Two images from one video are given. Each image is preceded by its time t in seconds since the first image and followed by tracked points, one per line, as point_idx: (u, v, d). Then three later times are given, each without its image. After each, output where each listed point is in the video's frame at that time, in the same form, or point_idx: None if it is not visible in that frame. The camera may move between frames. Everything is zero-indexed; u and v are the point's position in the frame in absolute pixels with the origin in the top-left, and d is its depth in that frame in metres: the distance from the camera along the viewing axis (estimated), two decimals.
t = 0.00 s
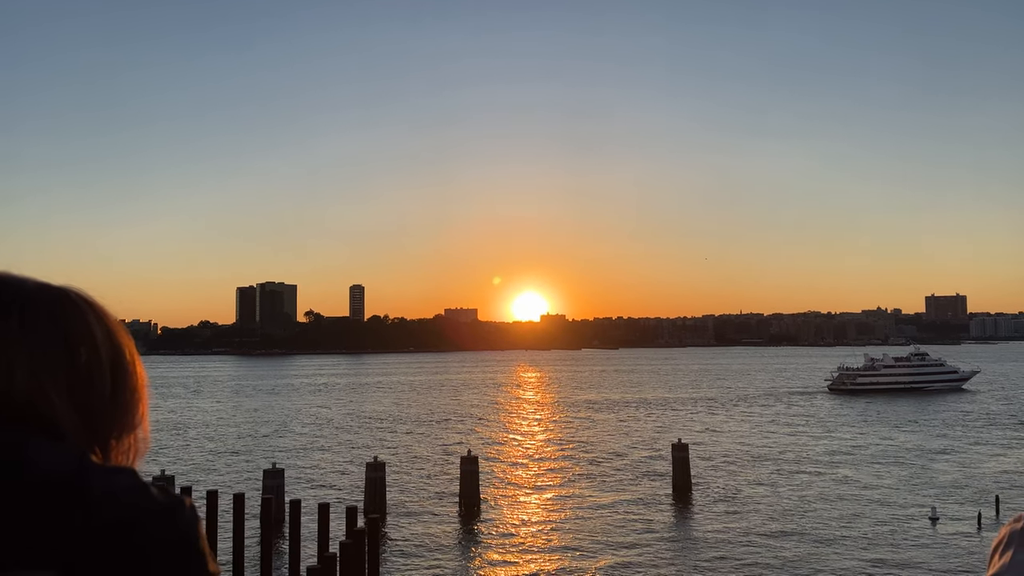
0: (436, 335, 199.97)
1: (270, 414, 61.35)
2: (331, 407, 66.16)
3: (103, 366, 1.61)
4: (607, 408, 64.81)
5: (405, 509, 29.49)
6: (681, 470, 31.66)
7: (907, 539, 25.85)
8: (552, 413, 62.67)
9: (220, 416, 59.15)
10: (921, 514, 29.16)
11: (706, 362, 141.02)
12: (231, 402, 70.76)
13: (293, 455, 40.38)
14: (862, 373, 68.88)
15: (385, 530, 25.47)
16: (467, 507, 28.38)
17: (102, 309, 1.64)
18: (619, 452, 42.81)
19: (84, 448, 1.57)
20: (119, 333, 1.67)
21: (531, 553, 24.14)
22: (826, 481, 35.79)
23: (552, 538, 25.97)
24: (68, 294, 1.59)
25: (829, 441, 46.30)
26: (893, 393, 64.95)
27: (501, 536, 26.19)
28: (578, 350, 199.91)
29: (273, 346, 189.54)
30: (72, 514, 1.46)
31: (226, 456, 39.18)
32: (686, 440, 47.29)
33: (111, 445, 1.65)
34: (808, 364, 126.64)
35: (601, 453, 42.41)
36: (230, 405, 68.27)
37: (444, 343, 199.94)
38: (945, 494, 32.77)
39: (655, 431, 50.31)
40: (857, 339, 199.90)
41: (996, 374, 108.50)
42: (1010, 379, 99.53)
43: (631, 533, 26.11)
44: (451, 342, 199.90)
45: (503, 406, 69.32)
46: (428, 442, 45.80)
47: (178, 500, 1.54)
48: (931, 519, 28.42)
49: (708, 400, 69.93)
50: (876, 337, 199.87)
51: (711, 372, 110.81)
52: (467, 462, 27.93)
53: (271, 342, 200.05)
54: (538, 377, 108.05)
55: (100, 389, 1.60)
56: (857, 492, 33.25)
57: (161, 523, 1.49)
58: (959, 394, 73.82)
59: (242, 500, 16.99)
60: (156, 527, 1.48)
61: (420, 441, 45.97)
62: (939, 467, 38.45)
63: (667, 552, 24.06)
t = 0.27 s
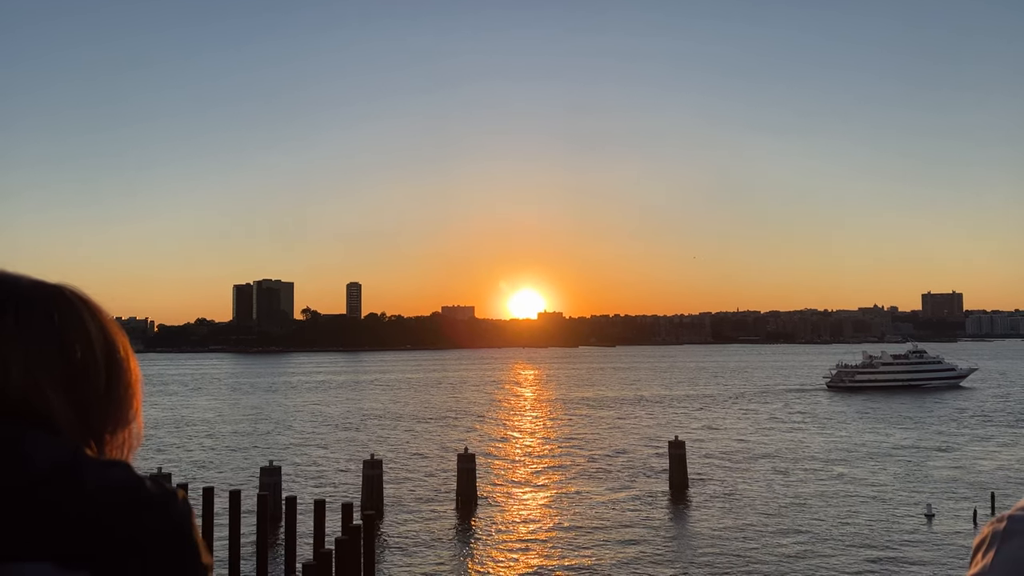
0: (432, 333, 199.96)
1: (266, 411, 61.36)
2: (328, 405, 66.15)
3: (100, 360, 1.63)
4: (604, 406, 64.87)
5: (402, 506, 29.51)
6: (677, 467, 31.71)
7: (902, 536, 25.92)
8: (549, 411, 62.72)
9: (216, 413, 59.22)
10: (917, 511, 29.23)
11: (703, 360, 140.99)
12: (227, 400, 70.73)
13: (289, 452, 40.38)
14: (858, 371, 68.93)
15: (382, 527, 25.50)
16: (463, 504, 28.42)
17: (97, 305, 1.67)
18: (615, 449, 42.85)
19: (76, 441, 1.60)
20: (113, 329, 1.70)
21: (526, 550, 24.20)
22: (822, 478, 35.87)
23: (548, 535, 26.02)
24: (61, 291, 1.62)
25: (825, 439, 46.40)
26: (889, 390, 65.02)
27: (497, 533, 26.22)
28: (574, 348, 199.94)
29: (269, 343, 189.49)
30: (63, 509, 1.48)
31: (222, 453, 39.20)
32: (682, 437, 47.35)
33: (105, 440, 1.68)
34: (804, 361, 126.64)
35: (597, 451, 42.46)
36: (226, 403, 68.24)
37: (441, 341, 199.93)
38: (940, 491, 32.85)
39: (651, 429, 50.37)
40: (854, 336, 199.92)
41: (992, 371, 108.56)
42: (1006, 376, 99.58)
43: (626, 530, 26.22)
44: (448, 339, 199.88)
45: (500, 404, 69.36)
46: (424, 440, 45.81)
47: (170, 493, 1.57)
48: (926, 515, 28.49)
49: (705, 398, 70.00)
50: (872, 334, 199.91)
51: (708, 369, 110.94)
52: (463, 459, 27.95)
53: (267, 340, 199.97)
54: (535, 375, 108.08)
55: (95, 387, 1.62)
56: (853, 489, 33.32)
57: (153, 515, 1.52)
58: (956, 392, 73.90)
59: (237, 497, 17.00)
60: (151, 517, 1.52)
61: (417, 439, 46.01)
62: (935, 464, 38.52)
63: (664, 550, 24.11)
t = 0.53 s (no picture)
0: (430, 330, 199.96)
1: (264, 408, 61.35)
2: (325, 403, 66.16)
3: (102, 360, 1.65)
4: (601, 403, 64.93)
5: (399, 504, 29.54)
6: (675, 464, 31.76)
7: (898, 533, 25.99)
8: (547, 408, 62.77)
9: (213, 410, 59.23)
10: (913, 508, 29.30)
11: (700, 357, 140.94)
12: (225, 397, 70.72)
13: (286, 449, 40.38)
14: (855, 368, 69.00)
15: (379, 524, 25.53)
16: (461, 501, 28.46)
17: (100, 305, 1.69)
18: (612, 446, 42.88)
19: (78, 437, 1.61)
20: (114, 326, 1.71)
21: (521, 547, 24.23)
22: (819, 475, 35.95)
23: (546, 533, 26.06)
24: (63, 289, 1.63)
25: (821, 436, 46.50)
26: (886, 388, 65.09)
27: (494, 531, 26.25)
28: (571, 345, 199.96)
29: (266, 340, 189.42)
30: (63, 506, 1.49)
31: (219, 451, 39.19)
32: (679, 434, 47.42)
33: (106, 437, 1.69)
34: (801, 358, 126.69)
35: (594, 448, 42.51)
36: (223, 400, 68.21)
37: (438, 338, 199.92)
38: (936, 488, 32.93)
39: (648, 426, 50.43)
40: (850, 333, 199.95)
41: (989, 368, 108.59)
42: (1003, 373, 99.61)
43: (623, 527, 26.26)
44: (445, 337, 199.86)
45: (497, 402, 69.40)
46: (421, 437, 45.83)
47: (171, 489, 1.59)
48: (922, 513, 28.56)
49: (702, 395, 70.07)
50: (869, 331, 199.94)
51: (706, 367, 110.99)
52: (461, 456, 27.97)
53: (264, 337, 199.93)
54: (532, 372, 108.10)
55: (98, 384, 1.64)
56: (850, 487, 33.39)
57: (155, 511, 1.53)
58: (952, 389, 74.03)
59: (235, 494, 17.00)
60: (151, 512, 1.53)
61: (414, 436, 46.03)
62: (931, 462, 38.61)
63: (660, 547, 24.15)
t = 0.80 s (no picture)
0: (427, 328, 199.95)
1: (261, 406, 61.35)
2: (323, 400, 66.20)
3: (100, 356, 1.68)
4: (598, 401, 64.97)
5: (397, 501, 29.59)
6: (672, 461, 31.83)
7: (894, 531, 26.07)
8: (544, 406, 62.83)
9: (212, 408, 59.25)
10: (909, 506, 29.39)
11: (697, 355, 140.98)
12: (222, 395, 70.71)
13: (283, 447, 40.39)
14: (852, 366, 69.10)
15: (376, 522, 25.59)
16: (458, 499, 28.51)
17: (97, 303, 1.73)
18: (609, 444, 42.96)
19: (70, 428, 1.63)
20: (111, 321, 1.76)
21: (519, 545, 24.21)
22: (815, 473, 36.07)
23: (544, 529, 26.12)
24: (58, 285, 1.67)
25: (818, 434, 46.58)
26: (882, 386, 65.16)
27: (492, 528, 26.36)
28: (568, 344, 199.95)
29: (264, 338, 189.48)
30: (59, 499, 1.53)
31: (216, 449, 39.15)
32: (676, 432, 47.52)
33: (103, 431, 1.73)
34: (798, 356, 126.72)
35: (591, 446, 42.57)
36: (221, 398, 68.22)
37: (435, 336, 199.91)
38: (932, 486, 33.04)
39: (646, 424, 50.50)
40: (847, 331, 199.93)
41: (986, 367, 108.64)
42: (1000, 372, 99.64)
43: (620, 525, 26.31)
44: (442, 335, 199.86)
45: (495, 399, 69.46)
46: (418, 435, 45.88)
47: (166, 483, 1.61)
48: (919, 510, 28.65)
49: (699, 393, 70.17)
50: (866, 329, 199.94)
51: (703, 365, 111.02)
52: (459, 454, 28.02)
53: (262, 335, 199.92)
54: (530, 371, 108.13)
55: (95, 380, 1.67)
56: (846, 484, 33.51)
57: (151, 504, 1.57)
58: (950, 387, 74.12)
59: (231, 491, 17.00)
60: (148, 505, 1.56)
61: (411, 434, 46.04)
62: (927, 459, 38.69)
63: (658, 544, 24.20)
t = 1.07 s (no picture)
0: (425, 327, 199.96)
1: (259, 404, 61.34)
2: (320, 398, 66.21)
3: (97, 354, 1.70)
4: (597, 399, 65.01)
5: (395, 499, 29.59)
6: (670, 459, 31.87)
7: (891, 529, 26.09)
8: (542, 404, 62.85)
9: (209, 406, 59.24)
10: (907, 504, 29.41)
11: (695, 353, 140.99)
12: (220, 392, 70.72)
13: (281, 445, 40.37)
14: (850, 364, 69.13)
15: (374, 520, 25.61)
16: (457, 497, 28.51)
17: (95, 300, 1.74)
18: (607, 442, 42.97)
19: (66, 427, 1.64)
20: (110, 321, 1.78)
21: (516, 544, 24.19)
22: (813, 471, 36.09)
23: (541, 527, 26.16)
24: (57, 283, 1.68)
25: (815, 432, 46.63)
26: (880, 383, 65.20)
27: (490, 526, 26.39)
28: (567, 342, 199.98)
29: (262, 337, 189.39)
30: (56, 495, 1.54)
31: (214, 447, 39.16)
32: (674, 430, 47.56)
33: (101, 429, 1.74)
34: (796, 354, 126.71)
35: (588, 444, 42.58)
36: (219, 396, 68.21)
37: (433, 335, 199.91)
38: (930, 484, 33.07)
39: (643, 422, 50.53)
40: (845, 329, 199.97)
41: (984, 365, 108.70)
42: (997, 370, 99.67)
43: (618, 523, 26.35)
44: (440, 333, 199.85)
45: (493, 397, 69.50)
46: (416, 433, 45.89)
47: (161, 481, 1.63)
48: (916, 508, 28.67)
49: (697, 391, 70.20)
50: (864, 328, 199.96)
51: (701, 363, 111.10)
52: (457, 452, 28.03)
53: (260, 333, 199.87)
54: (528, 369, 108.13)
55: (91, 378, 1.69)
56: (844, 482, 33.53)
57: (148, 499, 1.58)
58: (947, 385, 74.19)
59: (229, 489, 17.00)
60: (145, 500, 1.58)
61: (409, 432, 46.05)
62: (924, 458, 38.72)
63: (655, 543, 24.21)
